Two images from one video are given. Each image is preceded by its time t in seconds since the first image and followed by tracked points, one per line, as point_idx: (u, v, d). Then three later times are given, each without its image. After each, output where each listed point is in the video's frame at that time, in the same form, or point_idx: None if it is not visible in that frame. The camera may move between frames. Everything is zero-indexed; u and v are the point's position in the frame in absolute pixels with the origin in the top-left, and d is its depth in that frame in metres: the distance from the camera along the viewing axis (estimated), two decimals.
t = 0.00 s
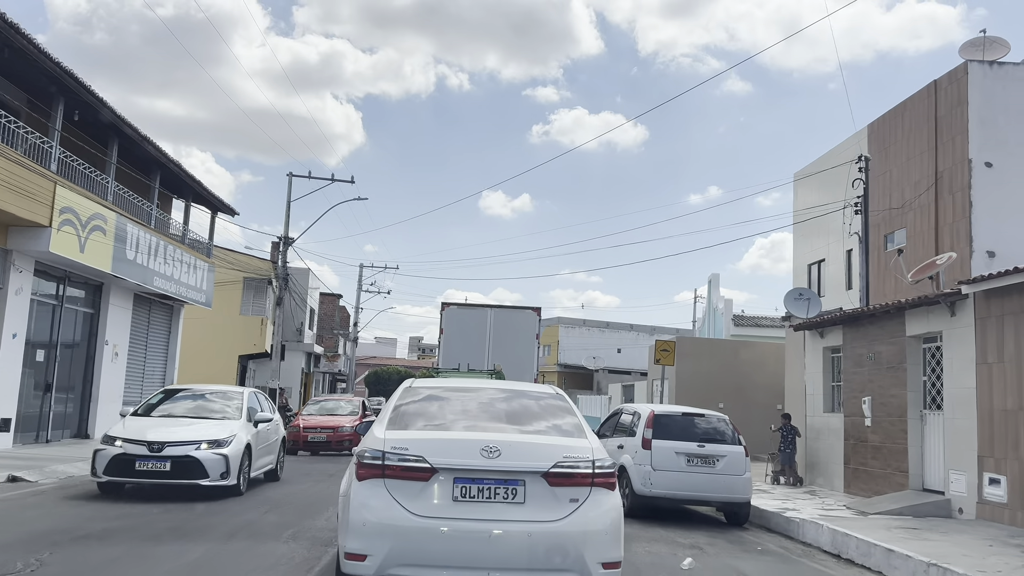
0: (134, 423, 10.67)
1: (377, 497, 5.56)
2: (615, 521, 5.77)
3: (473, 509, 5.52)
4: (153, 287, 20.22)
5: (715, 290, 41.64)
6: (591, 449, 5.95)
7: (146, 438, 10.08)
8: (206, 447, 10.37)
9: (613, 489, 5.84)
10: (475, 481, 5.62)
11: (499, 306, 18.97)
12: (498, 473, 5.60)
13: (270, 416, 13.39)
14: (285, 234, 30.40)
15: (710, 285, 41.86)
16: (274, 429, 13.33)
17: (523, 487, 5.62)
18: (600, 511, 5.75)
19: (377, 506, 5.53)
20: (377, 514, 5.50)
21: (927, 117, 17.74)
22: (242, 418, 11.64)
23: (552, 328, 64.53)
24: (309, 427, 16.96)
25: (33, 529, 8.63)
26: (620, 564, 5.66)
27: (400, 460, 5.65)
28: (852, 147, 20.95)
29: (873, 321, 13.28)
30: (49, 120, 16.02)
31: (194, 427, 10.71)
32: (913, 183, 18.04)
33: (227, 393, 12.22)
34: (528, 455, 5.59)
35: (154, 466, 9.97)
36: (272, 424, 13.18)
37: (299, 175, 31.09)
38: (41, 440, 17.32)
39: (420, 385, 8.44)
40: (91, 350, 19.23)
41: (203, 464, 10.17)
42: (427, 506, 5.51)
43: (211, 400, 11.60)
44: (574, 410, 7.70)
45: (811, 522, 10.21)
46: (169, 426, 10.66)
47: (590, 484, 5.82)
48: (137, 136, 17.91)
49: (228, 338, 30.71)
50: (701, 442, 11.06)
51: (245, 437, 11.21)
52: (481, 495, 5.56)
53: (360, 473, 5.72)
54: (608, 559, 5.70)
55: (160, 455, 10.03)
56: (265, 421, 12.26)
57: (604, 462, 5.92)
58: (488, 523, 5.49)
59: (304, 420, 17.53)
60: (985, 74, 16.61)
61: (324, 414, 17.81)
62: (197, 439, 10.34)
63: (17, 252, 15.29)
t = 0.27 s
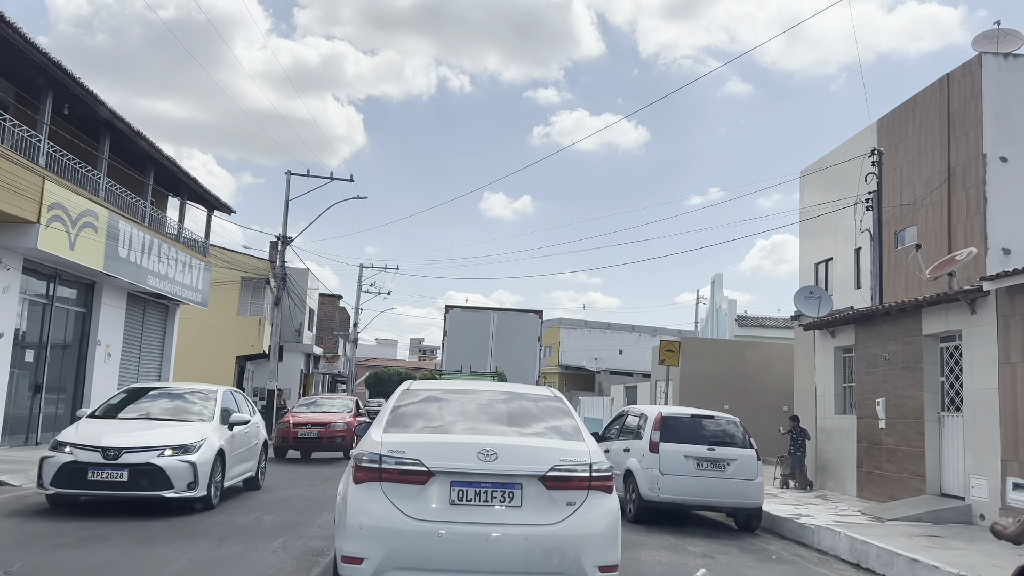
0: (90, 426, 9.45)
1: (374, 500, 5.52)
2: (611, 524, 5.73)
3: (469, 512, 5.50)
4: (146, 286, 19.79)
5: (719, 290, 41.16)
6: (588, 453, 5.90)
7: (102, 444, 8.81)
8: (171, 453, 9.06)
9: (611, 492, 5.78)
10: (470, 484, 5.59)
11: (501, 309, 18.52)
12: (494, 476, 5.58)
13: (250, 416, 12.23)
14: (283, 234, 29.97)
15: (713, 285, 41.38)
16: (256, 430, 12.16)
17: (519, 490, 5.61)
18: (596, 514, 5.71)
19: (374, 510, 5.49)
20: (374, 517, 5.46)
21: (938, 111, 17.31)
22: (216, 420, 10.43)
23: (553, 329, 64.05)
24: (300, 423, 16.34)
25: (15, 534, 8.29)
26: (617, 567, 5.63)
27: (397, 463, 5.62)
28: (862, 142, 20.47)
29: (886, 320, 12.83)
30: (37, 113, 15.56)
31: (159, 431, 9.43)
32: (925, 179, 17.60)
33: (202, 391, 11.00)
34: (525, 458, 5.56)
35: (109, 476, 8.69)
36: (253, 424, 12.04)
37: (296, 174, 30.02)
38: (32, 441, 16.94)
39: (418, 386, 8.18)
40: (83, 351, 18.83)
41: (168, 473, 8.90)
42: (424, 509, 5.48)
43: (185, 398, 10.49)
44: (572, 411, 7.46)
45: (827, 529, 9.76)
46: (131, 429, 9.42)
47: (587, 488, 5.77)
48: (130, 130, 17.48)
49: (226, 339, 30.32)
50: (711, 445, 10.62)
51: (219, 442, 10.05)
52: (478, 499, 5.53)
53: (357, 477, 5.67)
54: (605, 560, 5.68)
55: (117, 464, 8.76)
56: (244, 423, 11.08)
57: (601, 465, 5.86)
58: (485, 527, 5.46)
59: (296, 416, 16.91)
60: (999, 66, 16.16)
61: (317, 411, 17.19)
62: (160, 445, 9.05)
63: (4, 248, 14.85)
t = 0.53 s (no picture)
0: (33, 431, 8.28)
1: (373, 500, 5.49)
2: (608, 523, 5.71)
3: (467, 512, 5.47)
4: (141, 283, 19.39)
5: (722, 291, 40.71)
6: (585, 454, 5.88)
7: (42, 453, 7.64)
8: (125, 462, 7.90)
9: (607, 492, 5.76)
10: (468, 484, 5.57)
11: (502, 312, 18.77)
12: (491, 476, 5.56)
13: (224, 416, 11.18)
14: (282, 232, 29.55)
15: (717, 285, 40.94)
16: (229, 432, 11.11)
17: (516, 490, 5.58)
18: (593, 514, 5.69)
19: (372, 510, 5.46)
20: (372, 517, 5.43)
21: (951, 104, 16.88)
22: (182, 423, 9.34)
23: (554, 329, 63.60)
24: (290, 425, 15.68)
25: None
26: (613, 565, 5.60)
27: (395, 463, 5.59)
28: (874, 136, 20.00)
29: (901, 319, 12.40)
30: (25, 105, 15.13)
31: (112, 436, 8.28)
32: (937, 175, 17.18)
33: (169, 389, 9.91)
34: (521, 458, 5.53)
35: (50, 489, 7.53)
36: (227, 425, 11.01)
37: (290, 170, 28.89)
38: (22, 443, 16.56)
39: (418, 387, 7.87)
40: (76, 350, 18.41)
41: (121, 487, 7.74)
42: (422, 509, 5.46)
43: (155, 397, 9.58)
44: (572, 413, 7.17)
45: (844, 534, 9.33)
46: (81, 433, 8.27)
47: (583, 488, 5.75)
48: (123, 124, 17.07)
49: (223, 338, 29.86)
50: (721, 447, 10.20)
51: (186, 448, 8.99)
52: (476, 499, 5.50)
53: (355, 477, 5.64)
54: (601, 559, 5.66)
55: (60, 475, 7.58)
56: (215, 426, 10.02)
57: (597, 465, 5.84)
58: (483, 528, 5.43)
59: (285, 417, 16.25)
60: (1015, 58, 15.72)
61: (308, 412, 16.55)
62: (113, 453, 7.89)
63: None
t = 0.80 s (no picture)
0: None
1: (371, 497, 5.24)
2: (606, 521, 5.45)
3: (467, 509, 5.21)
4: (135, 279, 18.99)
5: (726, 290, 40.30)
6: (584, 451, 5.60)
7: None
8: (60, 475, 6.64)
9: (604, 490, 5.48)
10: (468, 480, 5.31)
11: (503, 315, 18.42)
12: (491, 472, 5.29)
13: (198, 416, 9.94)
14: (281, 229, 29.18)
15: (721, 284, 40.52)
16: (203, 433, 9.85)
17: (515, 486, 5.32)
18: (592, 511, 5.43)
19: (370, 505, 5.21)
20: (370, 513, 5.18)
21: (965, 97, 16.46)
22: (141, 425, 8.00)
23: (556, 329, 63.17)
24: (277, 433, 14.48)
25: None
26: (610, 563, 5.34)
27: (395, 459, 5.32)
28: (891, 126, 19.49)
29: (917, 316, 11.99)
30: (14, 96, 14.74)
31: (51, 441, 7.05)
32: (950, 169, 16.76)
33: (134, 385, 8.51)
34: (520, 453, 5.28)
35: None
36: (199, 426, 9.76)
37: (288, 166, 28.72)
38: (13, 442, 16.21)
39: (416, 387, 7.56)
40: (68, 347, 18.01)
41: (51, 504, 6.50)
42: (421, 506, 5.19)
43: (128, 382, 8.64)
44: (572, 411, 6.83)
45: (863, 541, 8.88)
46: (18, 437, 7.06)
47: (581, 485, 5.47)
48: (117, 117, 16.65)
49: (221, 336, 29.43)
50: (732, 450, 9.80)
51: (144, 454, 7.73)
52: (475, 495, 5.24)
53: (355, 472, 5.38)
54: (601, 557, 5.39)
55: None
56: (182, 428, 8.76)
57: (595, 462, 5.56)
58: (483, 524, 5.18)
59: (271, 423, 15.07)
60: None
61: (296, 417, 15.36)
62: (47, 463, 6.64)
63: None
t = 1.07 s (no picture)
0: None
1: (371, 490, 5.14)
2: (607, 514, 5.32)
3: (467, 502, 5.10)
4: (130, 273, 18.58)
5: (731, 287, 39.81)
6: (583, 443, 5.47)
7: None
8: None
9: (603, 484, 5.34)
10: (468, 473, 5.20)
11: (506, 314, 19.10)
12: (490, 465, 5.17)
13: (158, 414, 8.66)
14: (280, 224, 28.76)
15: (726, 282, 40.02)
16: (163, 434, 8.58)
17: (515, 478, 5.21)
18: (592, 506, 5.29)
19: (370, 498, 5.11)
20: (370, 505, 5.07)
21: (982, 87, 16.00)
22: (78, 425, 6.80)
23: (558, 327, 62.71)
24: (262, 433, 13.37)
25: None
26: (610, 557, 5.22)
27: (396, 452, 5.22)
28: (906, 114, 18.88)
29: (936, 311, 11.55)
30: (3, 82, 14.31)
31: None
32: (966, 162, 16.30)
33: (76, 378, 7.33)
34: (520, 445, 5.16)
35: None
36: (157, 426, 8.49)
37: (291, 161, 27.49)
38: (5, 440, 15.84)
39: (419, 381, 7.26)
40: (60, 343, 17.59)
41: None
42: (420, 499, 5.09)
43: (81, 370, 7.58)
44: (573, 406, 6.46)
45: (885, 546, 8.44)
46: None
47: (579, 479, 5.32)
48: (110, 106, 16.24)
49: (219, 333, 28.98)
50: (745, 449, 9.35)
51: (80, 459, 6.50)
52: (475, 487, 5.13)
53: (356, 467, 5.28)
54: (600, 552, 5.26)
55: None
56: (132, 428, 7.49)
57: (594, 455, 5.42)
58: (483, 517, 5.07)
59: (258, 421, 13.95)
60: None
61: (284, 415, 14.23)
62: None
63: None
